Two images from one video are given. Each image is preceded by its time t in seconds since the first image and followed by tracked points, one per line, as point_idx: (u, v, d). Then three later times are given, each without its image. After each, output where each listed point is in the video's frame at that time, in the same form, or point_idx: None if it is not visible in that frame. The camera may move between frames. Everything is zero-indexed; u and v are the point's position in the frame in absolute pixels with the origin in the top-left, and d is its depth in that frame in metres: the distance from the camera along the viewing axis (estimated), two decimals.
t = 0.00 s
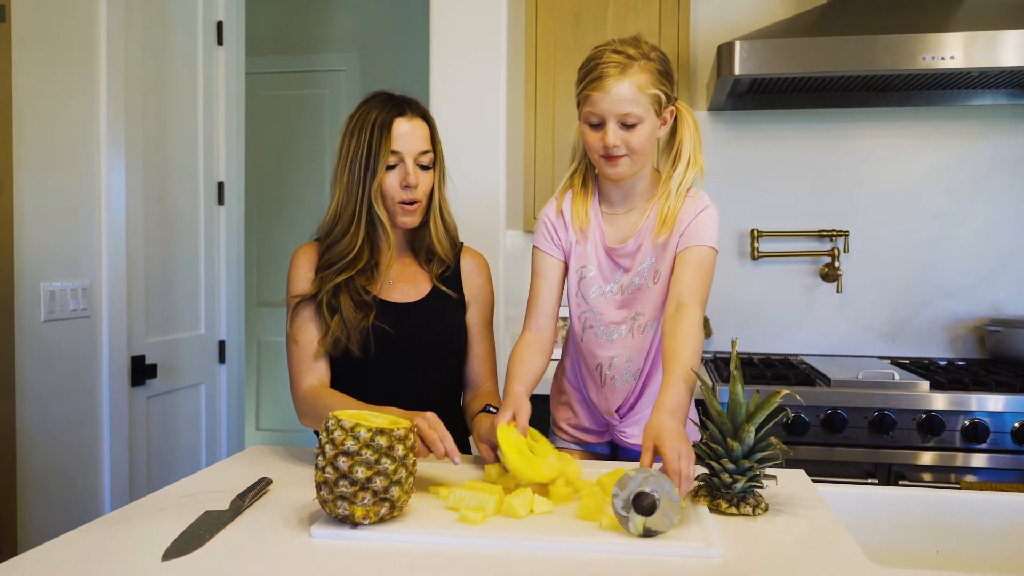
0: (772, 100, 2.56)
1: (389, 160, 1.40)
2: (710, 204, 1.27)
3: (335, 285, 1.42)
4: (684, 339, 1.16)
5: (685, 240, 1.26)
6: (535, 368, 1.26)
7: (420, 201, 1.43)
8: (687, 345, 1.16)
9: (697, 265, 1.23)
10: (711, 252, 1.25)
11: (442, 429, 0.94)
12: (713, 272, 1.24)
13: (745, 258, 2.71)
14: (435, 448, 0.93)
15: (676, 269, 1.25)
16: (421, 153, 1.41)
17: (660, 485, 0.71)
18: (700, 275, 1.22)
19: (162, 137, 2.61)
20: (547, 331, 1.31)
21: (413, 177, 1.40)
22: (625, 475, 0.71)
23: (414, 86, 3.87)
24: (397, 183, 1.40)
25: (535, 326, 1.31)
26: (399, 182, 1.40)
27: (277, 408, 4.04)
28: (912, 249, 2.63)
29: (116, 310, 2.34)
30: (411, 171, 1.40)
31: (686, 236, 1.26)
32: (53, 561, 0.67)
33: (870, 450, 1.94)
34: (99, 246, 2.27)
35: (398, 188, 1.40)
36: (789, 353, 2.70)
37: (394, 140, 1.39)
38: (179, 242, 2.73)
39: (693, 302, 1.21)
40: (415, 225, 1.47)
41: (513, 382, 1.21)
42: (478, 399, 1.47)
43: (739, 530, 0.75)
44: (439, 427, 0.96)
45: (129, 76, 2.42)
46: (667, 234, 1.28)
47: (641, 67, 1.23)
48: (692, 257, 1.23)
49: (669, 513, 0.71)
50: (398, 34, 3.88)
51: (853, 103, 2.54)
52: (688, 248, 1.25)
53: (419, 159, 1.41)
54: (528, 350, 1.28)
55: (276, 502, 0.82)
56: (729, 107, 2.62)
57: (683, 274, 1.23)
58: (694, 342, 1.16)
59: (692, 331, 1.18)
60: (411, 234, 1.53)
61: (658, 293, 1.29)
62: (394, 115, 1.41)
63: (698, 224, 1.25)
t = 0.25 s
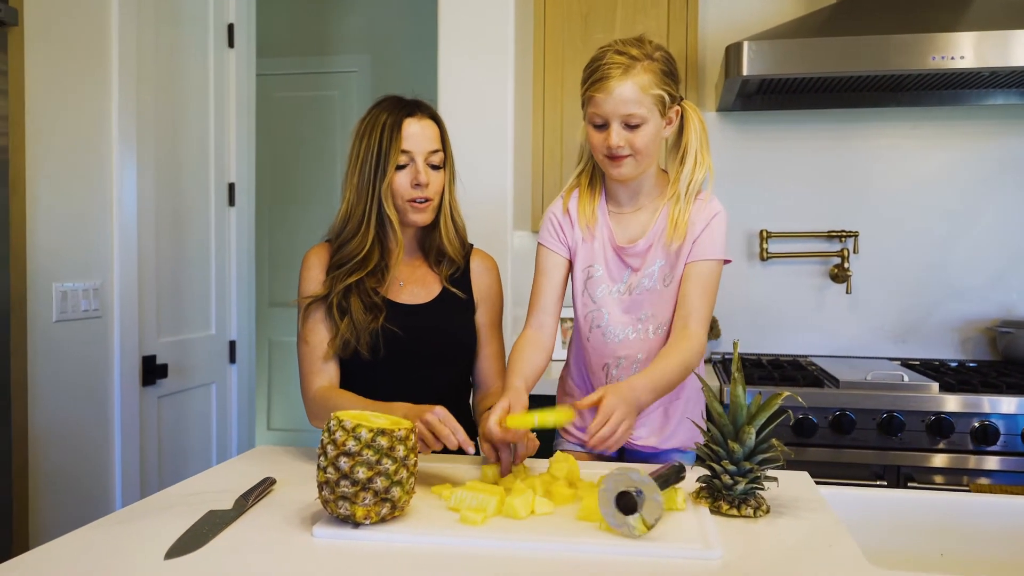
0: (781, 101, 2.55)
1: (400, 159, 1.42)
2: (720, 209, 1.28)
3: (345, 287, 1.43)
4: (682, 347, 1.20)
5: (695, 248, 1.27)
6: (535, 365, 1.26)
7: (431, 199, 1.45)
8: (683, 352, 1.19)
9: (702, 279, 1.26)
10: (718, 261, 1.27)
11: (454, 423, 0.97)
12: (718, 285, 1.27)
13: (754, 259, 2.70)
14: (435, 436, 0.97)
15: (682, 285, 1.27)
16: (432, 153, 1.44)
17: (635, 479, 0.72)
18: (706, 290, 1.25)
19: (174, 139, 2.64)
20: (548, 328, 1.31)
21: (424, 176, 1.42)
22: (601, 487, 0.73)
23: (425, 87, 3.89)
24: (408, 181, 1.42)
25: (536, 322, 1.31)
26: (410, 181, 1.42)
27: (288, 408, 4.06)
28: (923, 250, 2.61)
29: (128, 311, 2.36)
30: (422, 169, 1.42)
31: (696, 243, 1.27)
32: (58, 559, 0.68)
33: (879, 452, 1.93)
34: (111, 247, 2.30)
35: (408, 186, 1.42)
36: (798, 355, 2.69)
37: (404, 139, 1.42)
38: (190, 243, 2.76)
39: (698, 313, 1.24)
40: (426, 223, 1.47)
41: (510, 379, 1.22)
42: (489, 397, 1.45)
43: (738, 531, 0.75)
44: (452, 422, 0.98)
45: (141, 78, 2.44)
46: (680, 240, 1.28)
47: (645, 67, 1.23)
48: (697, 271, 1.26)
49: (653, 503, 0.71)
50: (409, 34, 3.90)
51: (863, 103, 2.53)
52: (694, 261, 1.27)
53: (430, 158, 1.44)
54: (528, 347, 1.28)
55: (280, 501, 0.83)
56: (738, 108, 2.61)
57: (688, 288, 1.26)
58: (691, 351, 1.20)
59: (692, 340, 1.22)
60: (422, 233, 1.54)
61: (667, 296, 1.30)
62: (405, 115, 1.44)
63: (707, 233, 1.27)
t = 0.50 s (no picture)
0: (792, 100, 2.53)
1: (417, 162, 1.43)
2: (723, 211, 1.28)
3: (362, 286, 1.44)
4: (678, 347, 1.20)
5: (696, 251, 1.27)
6: (545, 366, 1.27)
7: (448, 201, 1.45)
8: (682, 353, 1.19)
9: (701, 283, 1.26)
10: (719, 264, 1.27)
11: (455, 396, 1.01)
12: (718, 288, 1.27)
13: (765, 259, 2.69)
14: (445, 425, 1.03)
15: (681, 287, 1.27)
16: (449, 156, 1.44)
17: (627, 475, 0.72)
18: (705, 295, 1.25)
19: (186, 140, 2.66)
20: (556, 330, 1.32)
21: (441, 178, 1.43)
22: (596, 491, 0.74)
23: (436, 88, 3.90)
24: (425, 183, 1.43)
25: (543, 325, 1.32)
26: (427, 183, 1.43)
27: (300, 407, 4.08)
28: (936, 250, 2.59)
29: (141, 311, 2.39)
30: (439, 172, 1.43)
31: (697, 246, 1.27)
32: (63, 559, 0.69)
33: (889, 454, 1.92)
34: (124, 248, 2.32)
35: (426, 188, 1.43)
36: (809, 355, 2.68)
37: (422, 142, 1.43)
38: (202, 244, 2.78)
39: (694, 316, 1.24)
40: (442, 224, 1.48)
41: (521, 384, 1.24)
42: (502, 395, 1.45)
43: (741, 533, 0.75)
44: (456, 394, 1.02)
45: (154, 81, 2.46)
46: (682, 241, 1.28)
47: (649, 69, 1.23)
48: (697, 275, 1.26)
49: (647, 496, 0.71)
50: (421, 35, 3.91)
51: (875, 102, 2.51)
52: (694, 265, 1.27)
53: (447, 161, 1.44)
54: (537, 351, 1.29)
55: (284, 501, 0.83)
56: (748, 108, 2.60)
57: (686, 292, 1.26)
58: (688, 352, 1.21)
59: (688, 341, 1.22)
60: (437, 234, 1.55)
61: (668, 298, 1.30)
62: (424, 118, 1.45)
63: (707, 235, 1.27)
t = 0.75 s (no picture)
0: (801, 100, 2.52)
1: (436, 161, 1.44)
2: (725, 209, 1.30)
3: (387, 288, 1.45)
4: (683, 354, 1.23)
5: (700, 249, 1.29)
6: (551, 363, 1.30)
7: (465, 202, 1.47)
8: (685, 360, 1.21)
9: (705, 284, 1.28)
10: (724, 263, 1.28)
11: (487, 384, 0.99)
12: (723, 289, 1.29)
13: (775, 259, 2.68)
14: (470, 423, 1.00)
15: (687, 289, 1.29)
16: (467, 156, 1.45)
17: (626, 474, 0.73)
18: (710, 297, 1.27)
19: (197, 141, 2.68)
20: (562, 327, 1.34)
21: (458, 177, 1.44)
22: (596, 490, 0.74)
23: (446, 88, 3.90)
24: (444, 184, 1.44)
25: (552, 322, 1.35)
26: (444, 182, 1.44)
27: (311, 407, 4.10)
28: (947, 250, 2.57)
29: (153, 311, 2.41)
30: (456, 171, 1.44)
31: (700, 245, 1.28)
32: (72, 555, 0.70)
33: (899, 455, 1.90)
34: (135, 248, 2.34)
35: (444, 188, 1.44)
36: (819, 356, 2.66)
37: (440, 140, 1.43)
38: (213, 244, 2.80)
39: (700, 318, 1.26)
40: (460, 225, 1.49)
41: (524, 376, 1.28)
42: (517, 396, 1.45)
43: (741, 534, 0.75)
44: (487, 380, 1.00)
45: (165, 82, 2.48)
46: (684, 236, 1.28)
47: (651, 64, 1.22)
48: (701, 278, 1.28)
49: (646, 496, 0.71)
50: (431, 35, 3.92)
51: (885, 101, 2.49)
52: (700, 266, 1.28)
53: (465, 161, 1.45)
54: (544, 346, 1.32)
55: (288, 500, 0.84)
56: (758, 107, 2.59)
57: (692, 292, 1.28)
58: (691, 361, 1.22)
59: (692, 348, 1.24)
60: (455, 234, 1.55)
61: (669, 294, 1.30)
62: (441, 117, 1.46)
63: (709, 234, 1.28)
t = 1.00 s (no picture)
0: (810, 100, 2.51)
1: (456, 162, 1.44)
2: (726, 207, 1.29)
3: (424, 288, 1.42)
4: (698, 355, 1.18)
5: (702, 246, 1.27)
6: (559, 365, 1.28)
7: (485, 202, 1.47)
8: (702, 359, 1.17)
9: (711, 277, 1.25)
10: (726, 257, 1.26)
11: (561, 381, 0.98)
12: (729, 281, 1.26)
13: (783, 259, 2.67)
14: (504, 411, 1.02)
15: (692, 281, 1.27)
16: (488, 156, 1.45)
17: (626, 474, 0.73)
18: (715, 287, 1.24)
19: (207, 142, 2.70)
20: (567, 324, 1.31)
21: (479, 178, 1.44)
22: (596, 489, 0.74)
23: (455, 88, 3.91)
24: (465, 183, 1.44)
25: (553, 319, 1.31)
26: (465, 183, 1.44)
27: (320, 407, 4.11)
28: (958, 250, 2.55)
29: (163, 311, 2.43)
30: (477, 172, 1.44)
31: (705, 241, 1.27)
32: (78, 552, 0.71)
33: (907, 456, 1.89)
34: (145, 249, 2.36)
35: (465, 187, 1.44)
36: (829, 357, 2.65)
37: (462, 141, 1.43)
38: (223, 244, 2.81)
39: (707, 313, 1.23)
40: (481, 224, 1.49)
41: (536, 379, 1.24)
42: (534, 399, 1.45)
43: (742, 535, 0.75)
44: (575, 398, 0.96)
45: (176, 84, 2.50)
46: (688, 236, 1.28)
47: (649, 65, 1.23)
48: (705, 270, 1.25)
49: (645, 497, 0.72)
50: (441, 36, 3.93)
51: (895, 100, 2.47)
52: (705, 257, 1.26)
53: (486, 161, 1.45)
54: (551, 345, 1.28)
55: (292, 499, 0.85)
56: (766, 107, 2.58)
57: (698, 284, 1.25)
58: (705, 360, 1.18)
59: (706, 346, 1.19)
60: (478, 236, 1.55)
61: (674, 297, 1.31)
62: (461, 118, 1.45)
63: (711, 231, 1.26)
